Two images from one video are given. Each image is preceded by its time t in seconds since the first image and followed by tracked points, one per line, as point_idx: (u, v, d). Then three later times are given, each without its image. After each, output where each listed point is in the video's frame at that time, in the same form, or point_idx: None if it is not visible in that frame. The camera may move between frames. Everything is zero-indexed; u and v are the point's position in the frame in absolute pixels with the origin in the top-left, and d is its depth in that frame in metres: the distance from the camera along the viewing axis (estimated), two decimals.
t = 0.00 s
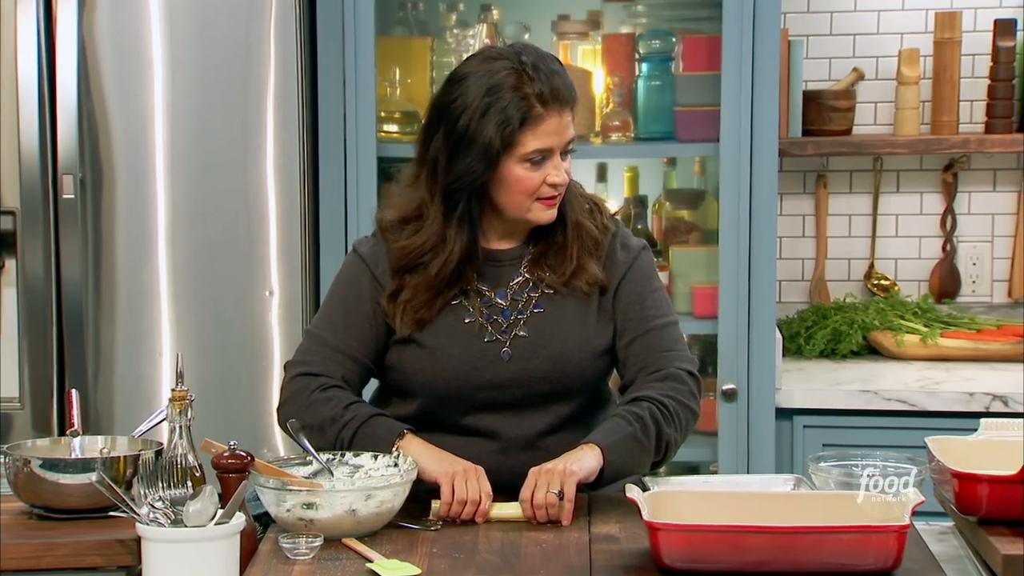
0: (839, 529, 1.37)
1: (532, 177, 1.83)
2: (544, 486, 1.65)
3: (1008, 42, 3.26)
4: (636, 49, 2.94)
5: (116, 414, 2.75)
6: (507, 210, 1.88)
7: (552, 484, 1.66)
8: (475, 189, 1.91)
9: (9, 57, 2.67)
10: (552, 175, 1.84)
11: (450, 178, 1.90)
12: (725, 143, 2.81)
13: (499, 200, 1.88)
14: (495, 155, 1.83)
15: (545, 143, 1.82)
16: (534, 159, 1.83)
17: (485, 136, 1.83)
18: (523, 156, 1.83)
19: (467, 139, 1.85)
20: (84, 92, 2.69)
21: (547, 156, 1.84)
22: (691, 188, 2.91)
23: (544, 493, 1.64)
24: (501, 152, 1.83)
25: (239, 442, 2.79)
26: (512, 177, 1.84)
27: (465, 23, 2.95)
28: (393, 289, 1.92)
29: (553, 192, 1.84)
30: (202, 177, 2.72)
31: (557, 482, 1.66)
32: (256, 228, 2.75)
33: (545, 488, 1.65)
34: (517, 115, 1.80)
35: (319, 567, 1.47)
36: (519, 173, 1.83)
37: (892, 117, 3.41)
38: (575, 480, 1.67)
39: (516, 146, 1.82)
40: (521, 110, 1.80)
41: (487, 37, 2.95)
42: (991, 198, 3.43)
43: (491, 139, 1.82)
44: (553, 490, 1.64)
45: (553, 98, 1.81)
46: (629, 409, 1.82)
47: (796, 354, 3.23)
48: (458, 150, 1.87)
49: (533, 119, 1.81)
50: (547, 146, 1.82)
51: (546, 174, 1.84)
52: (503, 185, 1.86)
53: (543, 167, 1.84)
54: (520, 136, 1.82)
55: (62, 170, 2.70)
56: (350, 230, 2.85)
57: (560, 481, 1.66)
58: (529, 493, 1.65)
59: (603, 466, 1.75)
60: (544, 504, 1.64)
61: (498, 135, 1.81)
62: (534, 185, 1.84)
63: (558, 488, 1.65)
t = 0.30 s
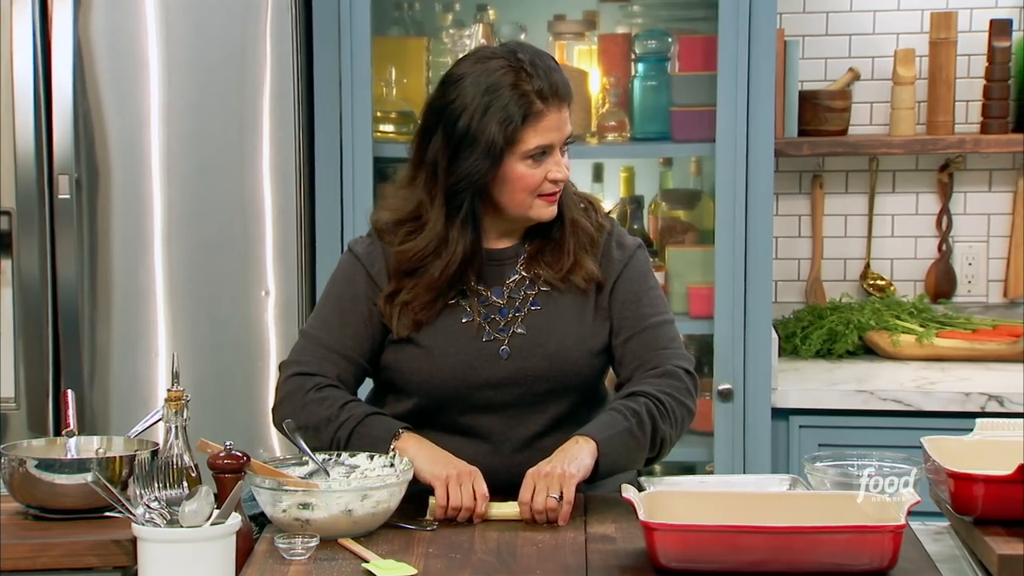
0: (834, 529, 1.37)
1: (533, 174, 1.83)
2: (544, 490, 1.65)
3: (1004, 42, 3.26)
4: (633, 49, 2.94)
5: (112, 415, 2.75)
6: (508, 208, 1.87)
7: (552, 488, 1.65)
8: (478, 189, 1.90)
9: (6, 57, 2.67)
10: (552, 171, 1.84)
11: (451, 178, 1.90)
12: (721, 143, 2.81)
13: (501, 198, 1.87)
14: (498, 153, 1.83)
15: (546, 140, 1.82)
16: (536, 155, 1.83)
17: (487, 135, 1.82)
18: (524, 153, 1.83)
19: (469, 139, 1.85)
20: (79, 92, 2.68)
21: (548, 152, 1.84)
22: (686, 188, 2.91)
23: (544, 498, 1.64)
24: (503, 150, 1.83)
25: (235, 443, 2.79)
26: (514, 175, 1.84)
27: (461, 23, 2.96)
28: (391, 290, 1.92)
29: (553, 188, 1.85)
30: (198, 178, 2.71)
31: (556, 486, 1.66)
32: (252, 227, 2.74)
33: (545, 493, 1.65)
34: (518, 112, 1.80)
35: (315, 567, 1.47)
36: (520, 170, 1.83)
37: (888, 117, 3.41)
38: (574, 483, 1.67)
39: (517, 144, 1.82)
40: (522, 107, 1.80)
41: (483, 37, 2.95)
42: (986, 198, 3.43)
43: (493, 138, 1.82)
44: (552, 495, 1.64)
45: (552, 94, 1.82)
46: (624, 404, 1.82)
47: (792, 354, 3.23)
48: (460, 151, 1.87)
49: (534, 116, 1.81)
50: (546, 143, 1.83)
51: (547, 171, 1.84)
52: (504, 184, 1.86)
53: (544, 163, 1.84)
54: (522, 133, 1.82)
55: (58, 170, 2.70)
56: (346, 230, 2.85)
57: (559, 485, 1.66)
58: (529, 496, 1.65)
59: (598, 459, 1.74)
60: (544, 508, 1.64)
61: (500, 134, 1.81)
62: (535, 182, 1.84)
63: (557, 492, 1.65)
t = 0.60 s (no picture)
0: (828, 529, 1.37)
1: (531, 173, 1.83)
2: (535, 489, 1.65)
3: (998, 42, 3.27)
4: (627, 49, 2.94)
5: (106, 414, 2.75)
6: (505, 207, 1.87)
7: (544, 487, 1.65)
8: (475, 187, 1.89)
9: None
10: (550, 171, 1.84)
11: (448, 176, 1.89)
12: (715, 143, 2.81)
13: (498, 197, 1.88)
14: (497, 152, 1.82)
15: (544, 139, 1.82)
16: (534, 155, 1.83)
17: (485, 133, 1.82)
18: (522, 152, 1.83)
19: (466, 137, 1.84)
20: (73, 92, 2.68)
21: (545, 151, 1.84)
22: (681, 188, 2.91)
23: (535, 497, 1.64)
24: (501, 149, 1.82)
25: (229, 443, 2.79)
26: (512, 174, 1.84)
27: (456, 23, 2.96)
28: (385, 289, 1.92)
29: (550, 187, 1.85)
30: (192, 177, 2.71)
31: (549, 485, 1.65)
32: (247, 227, 2.74)
33: (536, 491, 1.65)
34: (517, 110, 1.80)
35: (309, 567, 1.47)
36: (518, 169, 1.83)
37: (882, 117, 3.41)
38: (569, 482, 1.67)
39: (515, 142, 1.82)
40: (520, 106, 1.80)
41: (478, 37, 2.96)
42: (981, 198, 3.43)
43: (491, 136, 1.81)
44: (546, 493, 1.64)
45: (550, 93, 1.82)
46: (618, 405, 1.82)
47: (787, 354, 3.23)
48: (457, 149, 1.86)
49: (532, 114, 1.81)
50: (544, 141, 1.82)
51: (544, 169, 1.84)
52: (502, 182, 1.86)
53: (541, 162, 1.84)
54: (520, 132, 1.82)
55: (52, 170, 2.69)
56: (340, 230, 2.85)
57: (552, 483, 1.66)
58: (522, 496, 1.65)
59: (590, 459, 1.75)
60: (536, 507, 1.64)
61: (498, 133, 1.81)
62: (533, 181, 1.84)
63: (550, 491, 1.65)
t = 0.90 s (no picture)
0: (820, 529, 1.37)
1: (516, 173, 1.83)
2: (530, 487, 1.64)
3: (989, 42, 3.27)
4: (619, 49, 2.94)
5: (98, 415, 2.75)
6: (491, 206, 1.87)
7: (539, 485, 1.64)
8: (461, 183, 1.89)
9: None
10: (535, 172, 1.83)
11: (434, 172, 1.89)
12: (708, 143, 2.81)
13: (482, 195, 1.87)
14: (481, 150, 1.82)
15: (530, 139, 1.82)
16: (519, 156, 1.82)
17: (471, 132, 1.81)
18: (508, 152, 1.82)
19: (453, 134, 1.84)
20: (65, 92, 2.67)
21: (531, 152, 1.83)
22: (673, 188, 2.91)
23: (530, 494, 1.63)
24: (487, 148, 1.82)
25: (221, 443, 2.79)
26: (497, 173, 1.84)
27: (448, 23, 2.96)
28: (374, 287, 1.91)
29: (536, 188, 1.84)
30: (183, 177, 2.71)
31: (544, 482, 1.64)
32: (237, 228, 2.73)
33: (530, 490, 1.64)
34: (503, 110, 1.80)
35: (301, 567, 1.47)
36: (503, 168, 1.83)
37: (873, 117, 3.42)
38: (564, 479, 1.66)
39: (501, 142, 1.82)
40: (508, 106, 1.80)
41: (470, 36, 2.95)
42: (972, 198, 3.44)
43: (477, 134, 1.81)
44: (541, 491, 1.64)
45: (538, 95, 1.82)
46: (615, 394, 1.82)
47: (779, 353, 3.24)
48: (444, 145, 1.86)
49: (519, 115, 1.81)
50: (531, 142, 1.82)
51: (531, 170, 1.83)
52: (487, 182, 1.85)
53: (527, 163, 1.84)
54: (506, 132, 1.81)
55: (43, 170, 2.69)
56: (332, 230, 2.85)
57: (547, 480, 1.65)
58: (516, 494, 1.64)
59: (586, 445, 1.75)
60: (531, 506, 1.64)
61: (484, 132, 1.81)
62: (517, 182, 1.83)
63: (544, 487, 1.64)
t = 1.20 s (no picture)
0: (812, 529, 1.37)
1: (503, 178, 1.83)
2: (516, 465, 1.65)
3: (981, 43, 3.28)
4: (612, 49, 2.94)
5: (91, 415, 2.74)
6: (479, 210, 1.87)
7: (525, 465, 1.66)
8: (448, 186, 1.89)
9: None
10: (522, 176, 1.83)
11: (422, 175, 1.89)
12: (700, 143, 2.81)
13: (469, 199, 1.87)
14: (467, 155, 1.83)
15: (517, 144, 1.82)
16: (506, 160, 1.82)
17: (457, 136, 1.82)
18: (495, 156, 1.82)
19: (440, 138, 1.84)
20: (57, 91, 2.66)
21: (518, 157, 1.83)
22: (666, 189, 2.92)
23: (515, 473, 1.66)
24: (473, 152, 1.83)
25: (213, 443, 2.78)
26: (484, 178, 1.83)
27: (441, 23, 2.96)
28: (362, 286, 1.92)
29: (524, 193, 1.84)
30: (175, 177, 2.70)
31: (529, 463, 1.66)
32: (231, 228, 2.73)
33: (515, 467, 1.66)
34: (490, 115, 1.80)
35: (294, 567, 1.47)
36: (490, 172, 1.83)
37: (866, 117, 3.42)
38: (549, 461, 1.67)
39: (488, 146, 1.82)
40: (494, 111, 1.80)
41: (462, 36, 2.96)
42: (964, 198, 3.45)
43: (463, 139, 1.81)
44: (524, 471, 1.66)
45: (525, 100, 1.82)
46: (607, 378, 1.81)
47: (771, 353, 3.24)
48: (432, 149, 1.86)
49: (506, 120, 1.81)
50: (518, 147, 1.82)
51: (518, 175, 1.83)
52: (474, 185, 1.85)
53: (514, 167, 1.84)
54: (492, 137, 1.81)
55: (35, 170, 2.66)
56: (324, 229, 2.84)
57: (532, 462, 1.66)
58: (501, 468, 1.66)
59: (580, 423, 1.74)
60: (513, 481, 1.66)
61: (470, 136, 1.81)
62: (505, 186, 1.83)
63: (529, 467, 1.66)
